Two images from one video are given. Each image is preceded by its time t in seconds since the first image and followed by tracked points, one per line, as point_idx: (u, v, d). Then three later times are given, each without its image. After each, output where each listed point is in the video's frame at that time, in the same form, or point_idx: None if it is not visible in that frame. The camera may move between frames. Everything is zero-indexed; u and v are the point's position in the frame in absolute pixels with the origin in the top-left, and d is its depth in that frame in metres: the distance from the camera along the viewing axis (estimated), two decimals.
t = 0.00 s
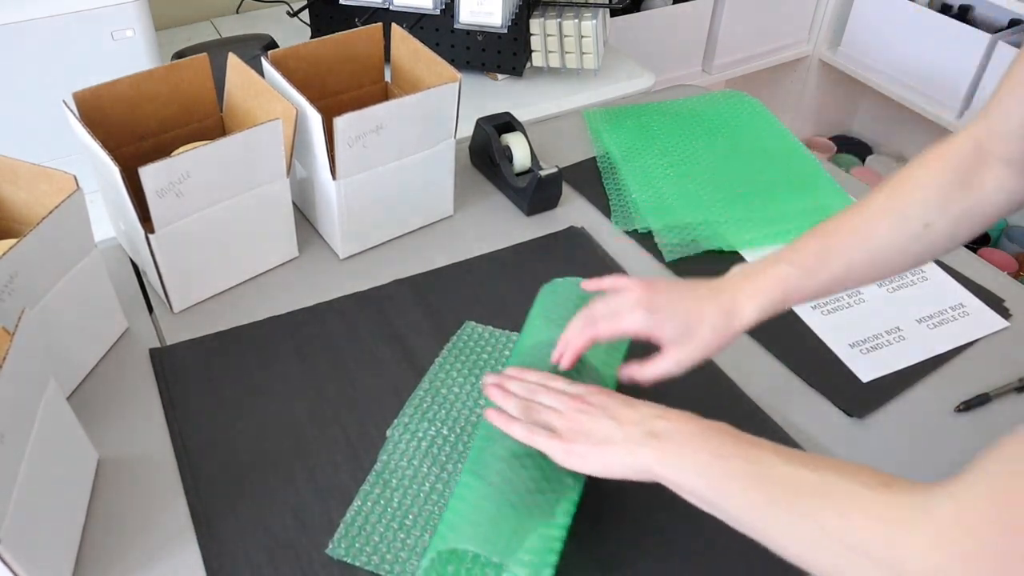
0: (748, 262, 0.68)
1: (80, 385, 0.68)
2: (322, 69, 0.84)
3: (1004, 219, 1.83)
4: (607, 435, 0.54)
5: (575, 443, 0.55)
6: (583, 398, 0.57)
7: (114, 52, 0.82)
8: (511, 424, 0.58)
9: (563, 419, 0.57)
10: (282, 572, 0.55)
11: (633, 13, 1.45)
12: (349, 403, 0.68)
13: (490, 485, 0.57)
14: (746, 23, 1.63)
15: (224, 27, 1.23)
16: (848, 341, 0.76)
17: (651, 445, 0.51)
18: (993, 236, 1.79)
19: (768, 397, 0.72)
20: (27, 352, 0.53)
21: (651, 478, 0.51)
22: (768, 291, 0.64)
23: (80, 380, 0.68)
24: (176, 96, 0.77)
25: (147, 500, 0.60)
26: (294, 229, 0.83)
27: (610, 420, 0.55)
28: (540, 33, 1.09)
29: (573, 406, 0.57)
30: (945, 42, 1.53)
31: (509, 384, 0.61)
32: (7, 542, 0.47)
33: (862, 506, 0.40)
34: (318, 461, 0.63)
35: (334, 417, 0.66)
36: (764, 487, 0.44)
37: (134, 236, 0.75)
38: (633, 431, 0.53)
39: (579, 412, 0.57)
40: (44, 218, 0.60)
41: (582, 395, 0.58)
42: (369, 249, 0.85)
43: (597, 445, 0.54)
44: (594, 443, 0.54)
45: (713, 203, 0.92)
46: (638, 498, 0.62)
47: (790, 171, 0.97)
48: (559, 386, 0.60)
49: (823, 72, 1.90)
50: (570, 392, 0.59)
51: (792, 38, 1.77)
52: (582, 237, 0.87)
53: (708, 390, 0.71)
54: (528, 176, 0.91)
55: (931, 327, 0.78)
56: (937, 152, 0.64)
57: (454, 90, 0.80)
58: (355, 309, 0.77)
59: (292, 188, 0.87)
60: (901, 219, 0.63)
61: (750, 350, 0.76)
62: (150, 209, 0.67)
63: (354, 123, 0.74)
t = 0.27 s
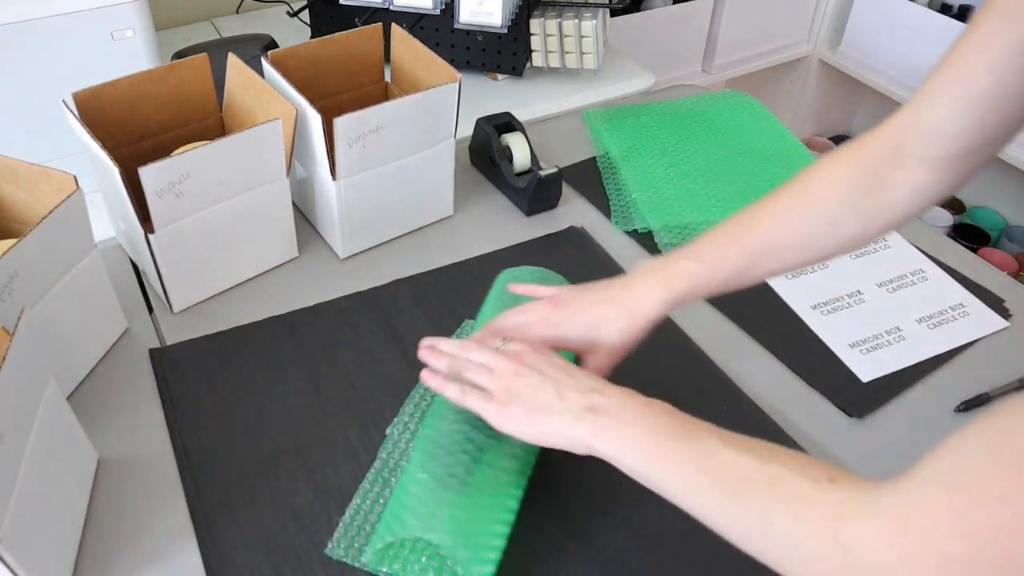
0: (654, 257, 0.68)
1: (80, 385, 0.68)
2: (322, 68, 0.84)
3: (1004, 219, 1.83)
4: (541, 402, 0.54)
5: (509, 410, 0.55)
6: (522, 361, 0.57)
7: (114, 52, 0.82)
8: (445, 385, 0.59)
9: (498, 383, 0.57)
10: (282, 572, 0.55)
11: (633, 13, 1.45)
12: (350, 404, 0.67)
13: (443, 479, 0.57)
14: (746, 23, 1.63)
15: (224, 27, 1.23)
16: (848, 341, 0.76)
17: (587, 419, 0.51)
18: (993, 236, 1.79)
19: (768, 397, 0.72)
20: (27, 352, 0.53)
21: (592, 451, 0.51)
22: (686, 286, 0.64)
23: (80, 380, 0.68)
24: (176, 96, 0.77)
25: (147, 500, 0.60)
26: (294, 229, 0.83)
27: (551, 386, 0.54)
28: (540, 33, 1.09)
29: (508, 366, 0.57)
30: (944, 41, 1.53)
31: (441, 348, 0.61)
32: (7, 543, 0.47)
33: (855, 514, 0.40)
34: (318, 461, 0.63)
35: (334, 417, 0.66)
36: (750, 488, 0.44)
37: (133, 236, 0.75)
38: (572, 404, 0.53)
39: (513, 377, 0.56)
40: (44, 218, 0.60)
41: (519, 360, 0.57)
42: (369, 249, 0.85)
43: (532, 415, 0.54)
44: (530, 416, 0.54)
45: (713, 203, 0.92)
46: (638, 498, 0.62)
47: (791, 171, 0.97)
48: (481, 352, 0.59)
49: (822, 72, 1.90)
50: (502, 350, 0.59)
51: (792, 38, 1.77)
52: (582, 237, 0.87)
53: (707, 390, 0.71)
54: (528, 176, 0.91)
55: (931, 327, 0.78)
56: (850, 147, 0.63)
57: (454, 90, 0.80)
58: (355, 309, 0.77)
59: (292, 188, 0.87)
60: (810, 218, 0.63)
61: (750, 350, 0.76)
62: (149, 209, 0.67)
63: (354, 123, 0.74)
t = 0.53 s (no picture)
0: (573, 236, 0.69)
1: (80, 385, 0.68)
2: (322, 69, 0.84)
3: (1004, 219, 1.83)
4: (524, 416, 0.56)
5: (492, 423, 0.57)
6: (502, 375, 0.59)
7: (114, 52, 0.82)
8: (430, 407, 0.59)
9: (484, 397, 0.58)
10: (282, 572, 0.55)
11: (633, 13, 1.45)
12: (349, 404, 0.67)
13: (395, 458, 0.57)
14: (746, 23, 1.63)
15: (224, 27, 1.23)
16: (848, 341, 0.76)
17: (567, 427, 0.54)
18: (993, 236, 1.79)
19: (768, 397, 0.72)
20: (27, 353, 0.53)
21: (570, 457, 0.54)
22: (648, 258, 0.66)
23: (80, 380, 0.68)
24: (176, 96, 0.77)
25: (147, 500, 0.60)
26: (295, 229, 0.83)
27: (534, 403, 0.57)
28: (540, 33, 1.09)
29: (491, 382, 0.59)
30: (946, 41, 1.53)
31: (424, 369, 0.61)
32: (7, 543, 0.47)
33: (810, 481, 0.45)
34: (318, 461, 0.63)
35: (335, 417, 0.66)
36: (730, 479, 0.47)
37: (133, 236, 0.75)
38: (553, 414, 0.55)
39: (499, 390, 0.58)
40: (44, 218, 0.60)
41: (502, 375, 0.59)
42: (369, 249, 0.85)
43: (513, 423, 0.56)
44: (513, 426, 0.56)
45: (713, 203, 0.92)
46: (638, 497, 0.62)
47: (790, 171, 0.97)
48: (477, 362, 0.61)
49: (822, 72, 1.90)
50: (487, 367, 0.60)
51: (792, 38, 1.77)
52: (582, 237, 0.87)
53: (707, 390, 0.71)
54: (528, 176, 0.91)
55: (931, 327, 0.78)
56: (847, 146, 0.57)
57: (454, 89, 0.80)
58: (355, 309, 0.77)
59: (292, 188, 0.87)
60: (777, 209, 0.61)
61: (750, 350, 0.76)
62: (149, 209, 0.67)
63: (354, 123, 0.74)
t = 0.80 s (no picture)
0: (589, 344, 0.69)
1: (79, 385, 0.68)
2: (322, 69, 0.84)
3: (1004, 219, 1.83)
4: (472, 400, 0.56)
5: (443, 411, 0.57)
6: (452, 363, 0.59)
7: (113, 52, 0.82)
8: (383, 397, 0.60)
9: (434, 386, 0.58)
10: (282, 572, 0.55)
11: (633, 13, 1.45)
12: (350, 404, 0.68)
13: (354, 458, 0.58)
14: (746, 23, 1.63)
15: (224, 27, 1.23)
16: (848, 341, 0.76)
17: (511, 410, 0.53)
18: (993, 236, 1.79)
19: (768, 396, 0.72)
20: (26, 353, 0.53)
21: (517, 440, 0.53)
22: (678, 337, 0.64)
23: (80, 380, 0.68)
24: (176, 96, 0.77)
25: (147, 500, 0.60)
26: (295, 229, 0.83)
27: (483, 389, 0.56)
28: (540, 33, 1.09)
29: (442, 371, 0.59)
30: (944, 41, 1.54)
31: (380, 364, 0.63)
32: (7, 542, 0.47)
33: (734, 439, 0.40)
34: (318, 460, 0.63)
35: (334, 416, 0.66)
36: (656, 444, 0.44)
37: (134, 236, 0.75)
38: (499, 398, 0.55)
39: (448, 378, 0.58)
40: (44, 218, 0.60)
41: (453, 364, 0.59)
42: (369, 249, 0.85)
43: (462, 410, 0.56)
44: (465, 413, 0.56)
45: (713, 203, 0.92)
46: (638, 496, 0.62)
47: (790, 171, 0.98)
48: (431, 353, 0.62)
49: (822, 71, 1.90)
50: (440, 357, 0.61)
51: (792, 38, 1.77)
52: (582, 237, 0.87)
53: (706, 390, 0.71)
54: (528, 176, 0.91)
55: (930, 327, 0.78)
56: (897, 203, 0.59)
57: (454, 89, 0.80)
58: (355, 309, 0.77)
59: (292, 188, 0.87)
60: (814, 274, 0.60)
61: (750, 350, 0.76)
62: (149, 209, 0.67)
63: (354, 123, 0.74)
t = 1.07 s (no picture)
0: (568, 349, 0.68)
1: (79, 385, 0.68)
2: (322, 69, 0.84)
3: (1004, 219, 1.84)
4: (444, 390, 0.56)
5: (417, 400, 0.57)
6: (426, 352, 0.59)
7: (113, 52, 0.82)
8: (354, 392, 0.60)
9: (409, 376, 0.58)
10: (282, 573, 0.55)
11: (633, 13, 1.46)
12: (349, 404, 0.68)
13: (334, 460, 0.58)
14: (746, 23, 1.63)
15: (224, 27, 1.23)
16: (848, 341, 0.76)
17: (483, 399, 0.53)
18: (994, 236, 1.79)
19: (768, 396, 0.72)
20: (26, 353, 0.53)
21: (487, 429, 0.53)
22: (683, 350, 0.62)
23: (80, 380, 0.68)
24: (176, 96, 0.77)
25: (146, 500, 0.60)
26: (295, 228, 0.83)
27: (455, 377, 0.56)
28: (540, 33, 1.09)
29: (416, 360, 0.58)
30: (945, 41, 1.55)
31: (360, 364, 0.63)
32: (6, 542, 0.47)
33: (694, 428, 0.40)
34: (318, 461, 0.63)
35: (334, 416, 0.66)
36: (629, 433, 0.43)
37: (133, 236, 0.75)
38: (470, 388, 0.55)
39: (424, 368, 0.58)
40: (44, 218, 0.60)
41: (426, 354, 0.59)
42: (369, 249, 0.85)
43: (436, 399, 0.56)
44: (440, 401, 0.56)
45: (713, 203, 0.92)
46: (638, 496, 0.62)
47: (789, 171, 0.98)
48: (406, 344, 0.61)
49: (823, 71, 1.90)
50: (414, 347, 0.60)
51: (792, 38, 1.77)
52: (582, 238, 0.87)
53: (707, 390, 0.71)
54: (527, 176, 0.91)
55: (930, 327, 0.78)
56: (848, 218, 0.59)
57: (454, 89, 0.80)
58: (355, 309, 0.77)
59: (292, 188, 0.87)
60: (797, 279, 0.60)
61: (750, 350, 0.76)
62: (149, 209, 0.67)
63: (354, 124, 0.74)
